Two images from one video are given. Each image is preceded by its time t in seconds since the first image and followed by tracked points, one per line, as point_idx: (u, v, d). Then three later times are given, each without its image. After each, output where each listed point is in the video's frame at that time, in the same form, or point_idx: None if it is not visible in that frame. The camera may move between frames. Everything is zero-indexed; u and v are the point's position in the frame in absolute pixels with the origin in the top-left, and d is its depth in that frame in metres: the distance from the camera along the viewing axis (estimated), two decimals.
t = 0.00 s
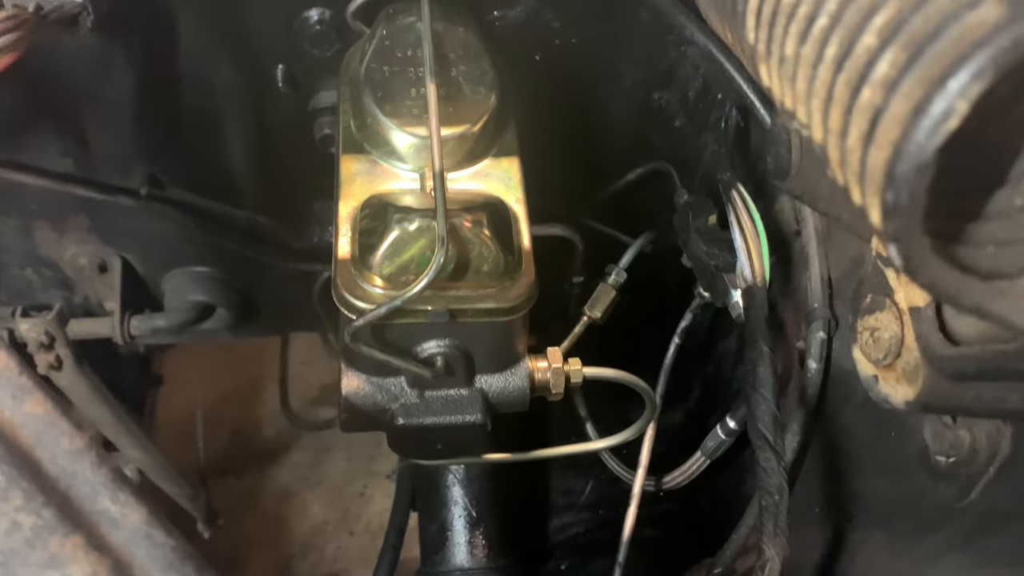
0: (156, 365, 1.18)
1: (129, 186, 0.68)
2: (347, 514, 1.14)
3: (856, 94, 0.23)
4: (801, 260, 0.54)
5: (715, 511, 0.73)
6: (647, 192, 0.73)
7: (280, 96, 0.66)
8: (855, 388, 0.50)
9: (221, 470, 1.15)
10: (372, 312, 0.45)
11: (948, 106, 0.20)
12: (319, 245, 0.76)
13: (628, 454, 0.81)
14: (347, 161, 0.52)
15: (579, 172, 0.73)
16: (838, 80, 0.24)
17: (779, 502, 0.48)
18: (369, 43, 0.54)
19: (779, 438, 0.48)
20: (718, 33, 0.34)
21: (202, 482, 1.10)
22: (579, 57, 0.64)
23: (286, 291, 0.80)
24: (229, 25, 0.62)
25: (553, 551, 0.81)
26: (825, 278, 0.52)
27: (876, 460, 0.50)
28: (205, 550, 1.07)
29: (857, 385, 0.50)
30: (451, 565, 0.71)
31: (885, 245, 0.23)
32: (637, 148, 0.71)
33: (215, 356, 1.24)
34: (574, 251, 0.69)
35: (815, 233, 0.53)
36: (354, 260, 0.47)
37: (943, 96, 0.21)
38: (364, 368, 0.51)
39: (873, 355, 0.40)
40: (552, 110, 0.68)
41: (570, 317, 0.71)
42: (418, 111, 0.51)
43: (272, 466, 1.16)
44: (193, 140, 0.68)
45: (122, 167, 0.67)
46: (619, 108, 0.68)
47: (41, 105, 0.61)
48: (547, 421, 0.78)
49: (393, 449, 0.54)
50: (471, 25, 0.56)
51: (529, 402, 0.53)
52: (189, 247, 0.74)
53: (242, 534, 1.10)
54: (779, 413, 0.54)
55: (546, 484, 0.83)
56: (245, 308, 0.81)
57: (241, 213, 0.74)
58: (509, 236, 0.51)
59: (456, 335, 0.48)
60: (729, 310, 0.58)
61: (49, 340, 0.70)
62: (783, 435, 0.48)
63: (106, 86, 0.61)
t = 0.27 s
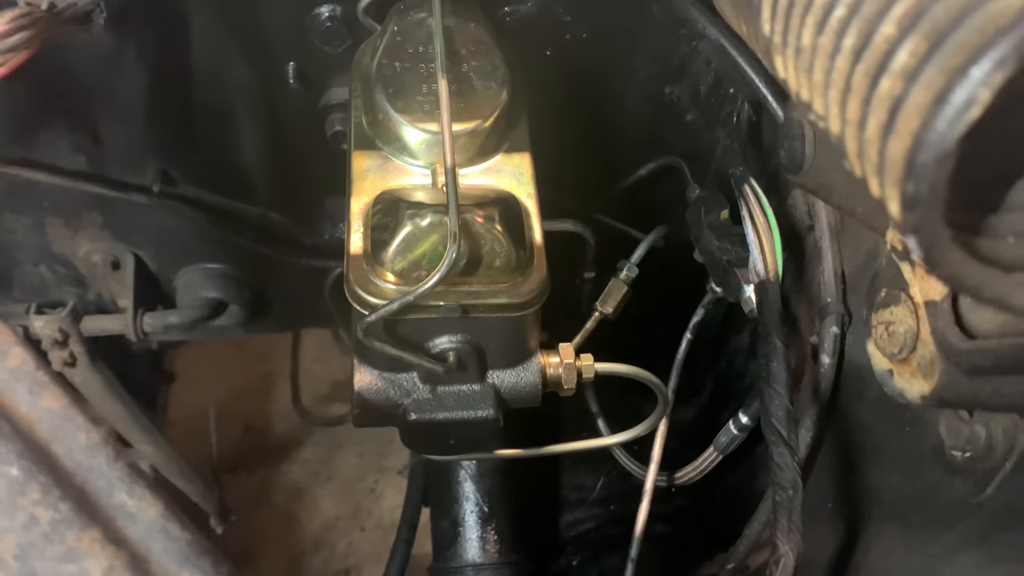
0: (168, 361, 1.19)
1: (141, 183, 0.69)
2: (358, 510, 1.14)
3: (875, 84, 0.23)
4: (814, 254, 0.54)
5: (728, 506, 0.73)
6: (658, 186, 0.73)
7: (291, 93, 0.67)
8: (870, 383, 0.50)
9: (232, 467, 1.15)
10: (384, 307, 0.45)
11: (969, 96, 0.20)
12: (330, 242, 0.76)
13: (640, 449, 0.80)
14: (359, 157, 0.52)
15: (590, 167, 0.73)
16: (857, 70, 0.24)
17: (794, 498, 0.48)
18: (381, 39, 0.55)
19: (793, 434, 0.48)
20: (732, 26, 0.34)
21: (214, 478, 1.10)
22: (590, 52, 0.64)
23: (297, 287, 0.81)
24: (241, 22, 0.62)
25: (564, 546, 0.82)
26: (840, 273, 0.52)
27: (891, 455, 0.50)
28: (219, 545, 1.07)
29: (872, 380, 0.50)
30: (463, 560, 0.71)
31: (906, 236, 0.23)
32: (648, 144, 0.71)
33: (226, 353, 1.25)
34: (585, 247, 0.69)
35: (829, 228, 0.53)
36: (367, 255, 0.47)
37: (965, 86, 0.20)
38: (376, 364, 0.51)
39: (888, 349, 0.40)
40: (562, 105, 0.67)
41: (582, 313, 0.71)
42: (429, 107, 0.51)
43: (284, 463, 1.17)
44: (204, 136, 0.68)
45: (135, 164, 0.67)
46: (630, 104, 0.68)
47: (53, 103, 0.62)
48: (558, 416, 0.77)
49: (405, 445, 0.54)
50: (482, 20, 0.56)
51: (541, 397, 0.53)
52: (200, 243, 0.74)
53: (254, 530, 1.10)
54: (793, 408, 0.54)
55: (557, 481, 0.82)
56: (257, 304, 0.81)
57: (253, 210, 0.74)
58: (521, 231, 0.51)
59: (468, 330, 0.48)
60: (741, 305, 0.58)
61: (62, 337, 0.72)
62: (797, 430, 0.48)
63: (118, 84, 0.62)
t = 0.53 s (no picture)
0: (176, 361, 1.19)
1: (148, 184, 0.69)
2: (366, 509, 1.15)
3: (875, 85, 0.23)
4: (819, 253, 0.54)
5: (735, 504, 0.73)
6: (664, 185, 0.73)
7: (297, 95, 0.67)
8: (876, 381, 0.50)
9: (240, 466, 1.15)
10: (388, 307, 0.45)
11: (969, 97, 0.20)
12: (336, 242, 0.76)
13: (646, 448, 0.80)
14: (364, 157, 0.52)
15: (595, 166, 0.73)
16: (857, 70, 0.23)
17: (799, 497, 0.47)
18: (385, 39, 0.55)
19: (799, 433, 0.48)
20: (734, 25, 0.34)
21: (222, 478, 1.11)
22: (594, 51, 0.64)
23: (303, 287, 0.81)
24: (246, 24, 0.62)
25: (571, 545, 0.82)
26: (845, 272, 0.51)
27: (898, 454, 0.50)
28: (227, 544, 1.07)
29: (877, 379, 0.50)
30: (470, 560, 0.72)
31: (907, 236, 0.23)
32: (653, 143, 0.71)
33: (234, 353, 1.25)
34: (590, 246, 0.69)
35: (834, 227, 0.53)
36: (371, 256, 0.47)
37: (965, 86, 0.20)
38: (382, 364, 0.51)
39: (892, 349, 0.40)
40: (566, 104, 0.67)
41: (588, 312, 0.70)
42: (434, 107, 0.51)
43: (292, 462, 1.17)
44: (208, 136, 0.69)
45: (141, 166, 0.68)
46: (635, 102, 0.68)
47: (60, 106, 0.62)
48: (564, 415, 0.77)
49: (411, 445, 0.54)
50: (485, 19, 0.56)
51: (546, 397, 0.53)
52: (204, 245, 0.74)
53: (262, 529, 1.10)
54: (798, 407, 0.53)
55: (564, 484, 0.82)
56: (264, 304, 0.81)
57: (258, 210, 0.74)
58: (525, 231, 0.51)
59: (472, 330, 0.48)
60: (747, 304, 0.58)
61: (71, 337, 0.72)
62: (802, 429, 0.48)
63: (123, 87, 0.62)
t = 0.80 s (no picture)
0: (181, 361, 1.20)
1: (155, 186, 0.70)
2: (369, 509, 1.15)
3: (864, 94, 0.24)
4: (819, 256, 0.54)
5: (735, 504, 0.73)
6: (665, 188, 0.74)
7: (302, 99, 0.68)
8: (873, 384, 0.50)
9: (244, 466, 1.16)
10: (392, 308, 0.45)
11: (952, 108, 0.21)
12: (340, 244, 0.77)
13: (647, 449, 0.81)
14: (368, 160, 0.52)
15: (597, 169, 0.73)
16: (846, 81, 0.24)
17: (796, 497, 0.48)
18: (389, 45, 0.55)
19: (796, 433, 0.49)
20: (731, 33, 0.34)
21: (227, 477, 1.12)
22: (596, 54, 0.64)
23: (307, 288, 0.82)
24: (252, 28, 0.63)
25: (573, 545, 0.83)
26: (843, 275, 0.52)
27: (895, 455, 0.50)
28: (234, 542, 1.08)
29: (875, 381, 0.50)
30: (472, 559, 0.72)
31: (894, 241, 0.24)
32: (654, 145, 0.72)
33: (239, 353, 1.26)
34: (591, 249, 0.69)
35: (832, 230, 0.53)
36: (375, 257, 0.48)
37: (948, 98, 0.21)
38: (385, 364, 0.52)
39: (888, 351, 0.40)
40: (568, 107, 0.68)
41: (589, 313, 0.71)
42: (437, 111, 0.52)
43: (296, 462, 1.18)
44: (214, 140, 0.70)
45: (148, 169, 0.69)
46: (637, 106, 0.68)
47: (69, 110, 0.63)
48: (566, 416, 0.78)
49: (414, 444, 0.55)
50: (488, 25, 0.57)
51: (547, 397, 0.53)
52: (211, 246, 0.75)
53: (266, 528, 1.11)
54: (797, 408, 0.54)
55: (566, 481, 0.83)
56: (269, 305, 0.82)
57: (264, 213, 0.75)
58: (527, 233, 0.52)
59: (475, 331, 0.49)
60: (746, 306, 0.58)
61: (78, 337, 0.73)
62: (800, 430, 0.49)
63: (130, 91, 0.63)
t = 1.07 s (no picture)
0: (187, 357, 1.21)
1: (166, 179, 0.70)
2: (372, 507, 1.15)
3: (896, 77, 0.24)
4: (830, 252, 0.54)
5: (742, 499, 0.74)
6: (674, 184, 0.74)
7: (314, 92, 0.68)
8: (885, 378, 0.50)
9: (248, 463, 1.16)
10: (408, 299, 0.46)
11: (988, 89, 0.21)
12: (350, 239, 0.77)
13: (654, 446, 0.81)
14: (383, 153, 0.53)
15: (607, 165, 0.74)
16: (878, 65, 0.24)
17: (810, 490, 0.48)
18: (403, 38, 0.56)
19: (810, 426, 0.49)
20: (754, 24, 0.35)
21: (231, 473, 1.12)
22: (608, 51, 0.65)
23: (314, 284, 0.82)
24: (267, 21, 0.63)
25: (578, 542, 0.82)
26: (855, 270, 0.52)
27: (905, 450, 0.50)
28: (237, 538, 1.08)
29: (887, 376, 0.50)
30: (479, 554, 0.72)
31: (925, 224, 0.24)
32: (664, 142, 0.72)
33: (244, 350, 1.27)
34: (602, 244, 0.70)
35: (844, 224, 0.53)
36: (391, 249, 0.48)
37: (985, 78, 0.21)
38: (399, 356, 0.52)
39: (904, 342, 0.41)
40: (578, 103, 0.68)
41: (598, 307, 0.71)
42: (452, 104, 0.52)
43: (299, 459, 1.18)
44: (227, 135, 0.70)
45: (160, 162, 0.69)
46: (647, 102, 0.69)
47: (83, 103, 0.63)
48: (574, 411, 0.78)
49: (425, 435, 0.55)
50: (503, 20, 0.57)
51: (559, 390, 0.54)
52: (222, 240, 0.76)
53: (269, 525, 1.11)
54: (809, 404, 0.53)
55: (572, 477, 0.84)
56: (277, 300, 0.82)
57: (273, 206, 0.74)
58: (542, 226, 0.51)
59: (489, 323, 0.49)
60: (757, 301, 0.58)
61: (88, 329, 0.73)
62: (813, 423, 0.49)
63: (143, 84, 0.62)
